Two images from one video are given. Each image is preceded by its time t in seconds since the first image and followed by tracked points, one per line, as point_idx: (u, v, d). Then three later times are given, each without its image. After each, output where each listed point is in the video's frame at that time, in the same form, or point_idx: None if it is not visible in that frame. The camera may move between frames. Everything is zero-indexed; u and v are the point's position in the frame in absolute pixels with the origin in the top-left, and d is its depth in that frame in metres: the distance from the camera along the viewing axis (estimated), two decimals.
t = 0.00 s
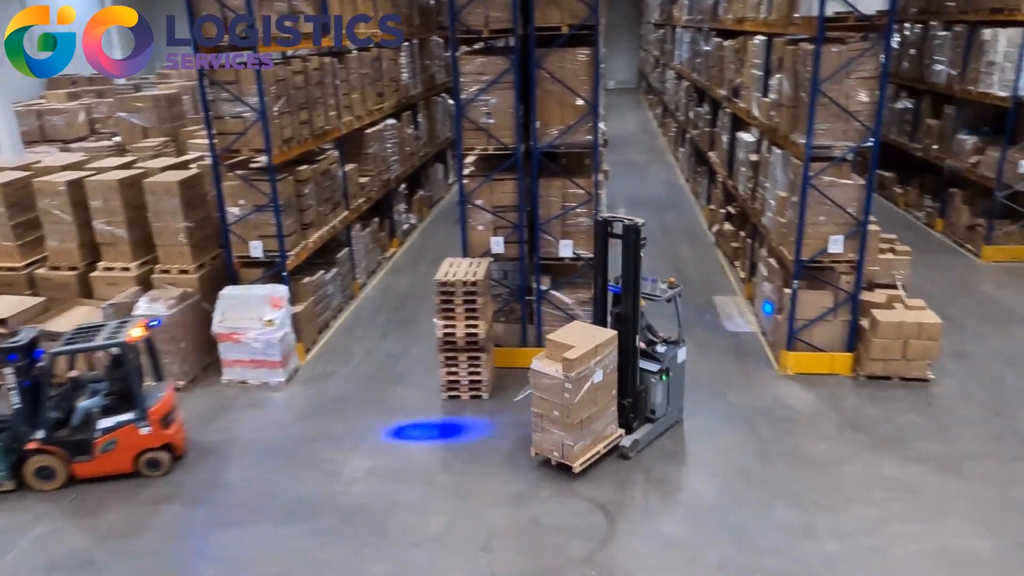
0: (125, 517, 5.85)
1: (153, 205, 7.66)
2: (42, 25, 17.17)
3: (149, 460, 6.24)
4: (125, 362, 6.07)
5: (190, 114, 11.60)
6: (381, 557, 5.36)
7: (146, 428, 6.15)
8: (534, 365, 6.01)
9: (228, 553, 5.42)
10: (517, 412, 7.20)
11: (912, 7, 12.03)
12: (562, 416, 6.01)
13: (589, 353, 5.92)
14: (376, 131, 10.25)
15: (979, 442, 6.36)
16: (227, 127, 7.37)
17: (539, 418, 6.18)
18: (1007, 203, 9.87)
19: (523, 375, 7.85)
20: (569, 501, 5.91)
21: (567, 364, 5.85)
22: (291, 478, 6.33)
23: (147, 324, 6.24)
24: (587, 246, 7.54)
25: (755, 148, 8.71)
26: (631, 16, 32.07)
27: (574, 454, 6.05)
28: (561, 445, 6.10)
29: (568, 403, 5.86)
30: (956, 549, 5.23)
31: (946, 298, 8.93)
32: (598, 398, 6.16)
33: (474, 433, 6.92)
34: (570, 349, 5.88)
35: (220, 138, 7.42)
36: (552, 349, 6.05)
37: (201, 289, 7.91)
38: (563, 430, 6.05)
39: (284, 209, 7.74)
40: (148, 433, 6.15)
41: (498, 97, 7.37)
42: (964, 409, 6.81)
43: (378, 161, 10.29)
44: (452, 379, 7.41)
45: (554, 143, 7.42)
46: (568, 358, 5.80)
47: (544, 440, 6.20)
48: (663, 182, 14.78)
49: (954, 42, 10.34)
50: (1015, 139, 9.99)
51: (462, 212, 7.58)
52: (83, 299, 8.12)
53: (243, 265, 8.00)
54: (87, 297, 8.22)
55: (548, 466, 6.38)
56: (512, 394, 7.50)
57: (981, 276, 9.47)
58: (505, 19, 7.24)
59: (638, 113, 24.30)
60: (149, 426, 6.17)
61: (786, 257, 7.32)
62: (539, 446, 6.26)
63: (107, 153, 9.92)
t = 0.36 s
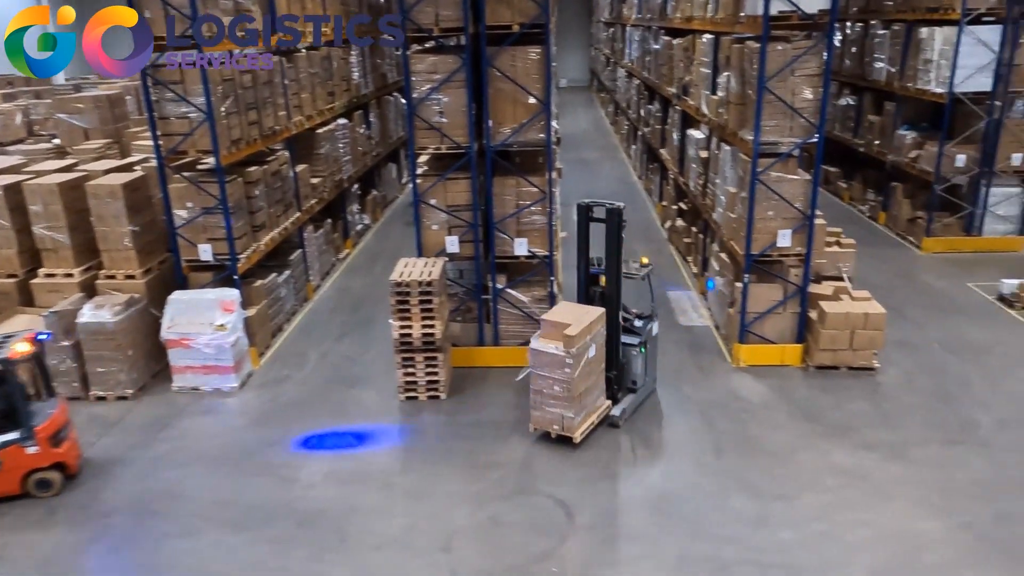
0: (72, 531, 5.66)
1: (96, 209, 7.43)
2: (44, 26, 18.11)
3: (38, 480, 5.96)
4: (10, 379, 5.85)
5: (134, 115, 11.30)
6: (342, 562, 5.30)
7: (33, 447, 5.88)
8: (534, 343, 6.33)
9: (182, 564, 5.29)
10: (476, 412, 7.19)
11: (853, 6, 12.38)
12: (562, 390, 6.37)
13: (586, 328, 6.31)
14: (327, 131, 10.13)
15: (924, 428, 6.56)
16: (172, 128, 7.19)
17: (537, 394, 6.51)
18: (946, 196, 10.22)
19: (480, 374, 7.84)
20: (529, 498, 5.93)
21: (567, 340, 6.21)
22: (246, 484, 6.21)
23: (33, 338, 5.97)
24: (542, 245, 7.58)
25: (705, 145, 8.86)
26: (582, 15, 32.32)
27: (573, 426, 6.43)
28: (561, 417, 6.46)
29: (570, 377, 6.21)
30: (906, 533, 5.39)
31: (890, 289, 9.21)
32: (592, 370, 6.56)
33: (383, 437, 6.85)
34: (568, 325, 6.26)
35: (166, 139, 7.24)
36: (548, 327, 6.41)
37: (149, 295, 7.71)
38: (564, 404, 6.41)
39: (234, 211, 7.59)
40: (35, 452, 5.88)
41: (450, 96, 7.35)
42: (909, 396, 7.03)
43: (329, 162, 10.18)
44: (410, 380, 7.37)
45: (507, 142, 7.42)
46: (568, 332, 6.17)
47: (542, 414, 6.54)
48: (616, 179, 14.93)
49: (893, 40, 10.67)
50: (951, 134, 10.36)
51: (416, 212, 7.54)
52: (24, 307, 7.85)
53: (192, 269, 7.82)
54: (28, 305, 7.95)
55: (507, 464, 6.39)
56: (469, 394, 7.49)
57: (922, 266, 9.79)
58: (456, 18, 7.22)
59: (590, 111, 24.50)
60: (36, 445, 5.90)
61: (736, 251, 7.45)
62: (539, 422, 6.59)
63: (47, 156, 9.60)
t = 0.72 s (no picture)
0: (24, 543, 5.49)
1: (45, 211, 7.22)
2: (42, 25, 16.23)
3: None
4: None
5: (83, 115, 10.98)
6: (307, 566, 5.24)
7: None
8: (534, 320, 6.69)
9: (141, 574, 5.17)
10: (440, 411, 7.16)
11: (805, 4, 12.60)
12: (559, 361, 6.76)
13: (579, 301, 6.75)
14: (285, 130, 10.00)
15: (879, 417, 6.72)
16: (124, 128, 7.01)
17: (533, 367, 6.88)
18: (897, 189, 10.47)
19: (444, 373, 7.81)
20: (495, 496, 5.93)
21: (566, 314, 6.64)
22: (206, 491, 6.10)
23: None
24: (503, 242, 7.59)
25: (664, 141, 8.95)
26: (541, 12, 32.38)
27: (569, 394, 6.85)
28: (558, 387, 6.85)
29: (568, 348, 6.62)
30: (863, 518, 5.52)
31: (845, 281, 9.41)
32: (583, 342, 7.02)
33: (304, 443, 6.72)
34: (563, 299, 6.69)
35: (117, 140, 7.05)
36: (542, 302, 6.80)
37: (103, 299, 7.52)
38: (560, 374, 6.81)
39: (190, 213, 7.44)
40: None
41: (409, 94, 7.31)
42: (865, 386, 7.18)
43: (287, 161, 10.04)
44: (373, 381, 7.31)
45: (467, 139, 7.40)
46: (565, 305, 6.60)
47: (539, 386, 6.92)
48: (577, 176, 15.00)
49: (844, 38, 10.89)
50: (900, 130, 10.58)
51: (376, 211, 7.49)
52: None
53: (147, 272, 7.65)
54: None
55: (472, 462, 6.39)
56: (433, 393, 7.46)
57: (876, 259, 10.03)
58: (414, 15, 7.17)
59: (550, 108, 24.55)
60: None
61: (696, 246, 7.54)
62: (535, 394, 6.96)
63: None
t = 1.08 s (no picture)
0: None
1: None
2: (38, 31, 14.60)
3: None
4: None
5: (19, 113, 10.58)
6: (263, 570, 5.15)
7: None
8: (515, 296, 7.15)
9: None
10: (396, 410, 7.10)
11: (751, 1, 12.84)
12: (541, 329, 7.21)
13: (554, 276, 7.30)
14: (232, 127, 9.81)
15: (827, 403, 6.89)
16: (63, 126, 6.79)
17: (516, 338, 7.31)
18: (842, 182, 10.76)
19: (400, 371, 7.76)
20: (454, 493, 5.92)
21: (544, 288, 7.15)
22: (157, 498, 5.94)
23: None
24: (458, 239, 7.56)
25: (616, 136, 9.03)
26: (491, 8, 32.35)
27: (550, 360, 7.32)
28: (540, 354, 7.30)
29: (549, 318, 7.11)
30: (814, 503, 5.66)
31: (794, 272, 9.62)
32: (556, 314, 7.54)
33: (257, 446, 6.61)
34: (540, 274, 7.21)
35: (56, 138, 6.82)
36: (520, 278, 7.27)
37: (44, 304, 7.27)
38: (540, 342, 7.27)
39: (135, 213, 7.24)
40: None
41: (360, 90, 7.23)
42: (814, 374, 7.36)
43: (236, 159, 9.85)
44: (328, 381, 7.22)
45: (419, 136, 7.36)
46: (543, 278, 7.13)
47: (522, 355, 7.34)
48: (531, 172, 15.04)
49: (789, 34, 11.13)
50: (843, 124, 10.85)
51: (328, 209, 7.39)
52: None
53: (90, 274, 7.42)
54: None
55: (430, 459, 6.36)
56: (389, 392, 7.41)
57: (822, 250, 10.28)
58: (363, 10, 7.09)
59: (502, 104, 24.56)
60: None
61: (648, 240, 7.63)
62: (516, 364, 7.36)
63: None
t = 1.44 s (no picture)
0: None
1: None
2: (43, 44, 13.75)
3: None
4: None
5: None
6: None
7: None
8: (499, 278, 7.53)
9: None
10: (367, 411, 7.06)
11: None
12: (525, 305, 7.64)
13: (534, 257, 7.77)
14: (195, 126, 9.66)
15: (794, 396, 7.00)
16: (18, 126, 6.59)
17: (500, 315, 7.72)
18: (806, 178, 10.95)
19: (369, 372, 7.71)
20: (426, 493, 5.90)
21: (526, 268, 7.58)
22: (122, 506, 5.83)
23: None
24: (427, 238, 7.53)
25: (584, 134, 9.06)
26: (458, 6, 32.28)
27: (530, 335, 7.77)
28: (522, 329, 7.73)
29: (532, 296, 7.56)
30: (782, 494, 5.74)
31: (760, 267, 9.75)
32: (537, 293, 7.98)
33: (223, 450, 6.52)
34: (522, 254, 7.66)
35: (12, 139, 6.63)
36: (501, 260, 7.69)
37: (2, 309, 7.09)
38: (523, 319, 7.71)
39: (95, 214, 7.09)
40: None
41: (325, 89, 7.14)
42: (781, 367, 7.47)
43: (200, 159, 9.70)
44: (297, 383, 7.15)
45: (387, 135, 7.31)
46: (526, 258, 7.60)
47: (503, 331, 7.76)
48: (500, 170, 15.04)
49: (753, 32, 11.28)
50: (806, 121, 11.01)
51: (295, 209, 7.32)
52: None
53: (50, 277, 7.25)
54: None
55: (401, 460, 6.33)
56: (359, 393, 7.35)
57: (788, 245, 10.43)
58: (327, 8, 7.02)
59: (470, 102, 24.52)
60: None
61: (617, 237, 7.67)
62: (501, 341, 7.77)
63: None
